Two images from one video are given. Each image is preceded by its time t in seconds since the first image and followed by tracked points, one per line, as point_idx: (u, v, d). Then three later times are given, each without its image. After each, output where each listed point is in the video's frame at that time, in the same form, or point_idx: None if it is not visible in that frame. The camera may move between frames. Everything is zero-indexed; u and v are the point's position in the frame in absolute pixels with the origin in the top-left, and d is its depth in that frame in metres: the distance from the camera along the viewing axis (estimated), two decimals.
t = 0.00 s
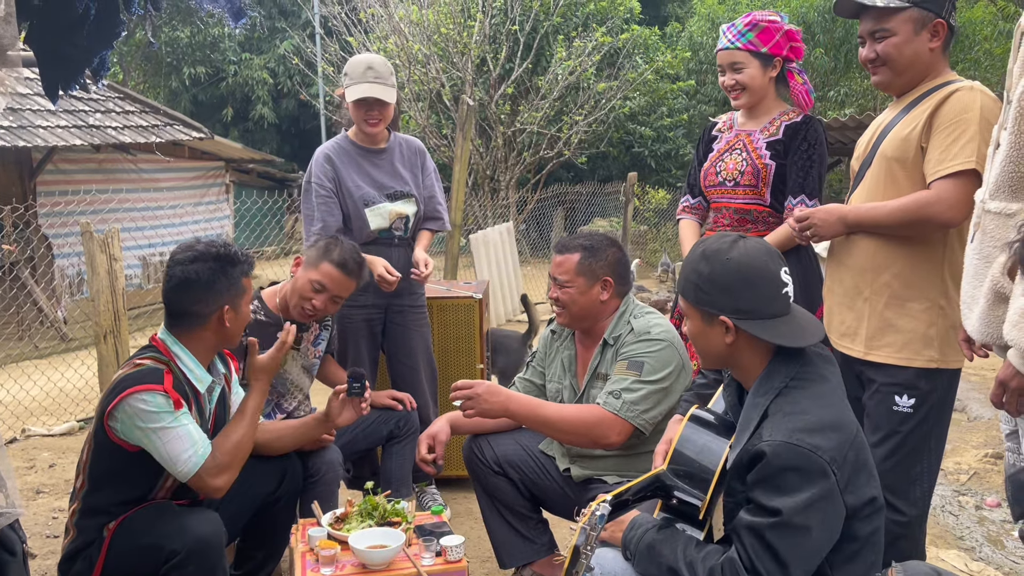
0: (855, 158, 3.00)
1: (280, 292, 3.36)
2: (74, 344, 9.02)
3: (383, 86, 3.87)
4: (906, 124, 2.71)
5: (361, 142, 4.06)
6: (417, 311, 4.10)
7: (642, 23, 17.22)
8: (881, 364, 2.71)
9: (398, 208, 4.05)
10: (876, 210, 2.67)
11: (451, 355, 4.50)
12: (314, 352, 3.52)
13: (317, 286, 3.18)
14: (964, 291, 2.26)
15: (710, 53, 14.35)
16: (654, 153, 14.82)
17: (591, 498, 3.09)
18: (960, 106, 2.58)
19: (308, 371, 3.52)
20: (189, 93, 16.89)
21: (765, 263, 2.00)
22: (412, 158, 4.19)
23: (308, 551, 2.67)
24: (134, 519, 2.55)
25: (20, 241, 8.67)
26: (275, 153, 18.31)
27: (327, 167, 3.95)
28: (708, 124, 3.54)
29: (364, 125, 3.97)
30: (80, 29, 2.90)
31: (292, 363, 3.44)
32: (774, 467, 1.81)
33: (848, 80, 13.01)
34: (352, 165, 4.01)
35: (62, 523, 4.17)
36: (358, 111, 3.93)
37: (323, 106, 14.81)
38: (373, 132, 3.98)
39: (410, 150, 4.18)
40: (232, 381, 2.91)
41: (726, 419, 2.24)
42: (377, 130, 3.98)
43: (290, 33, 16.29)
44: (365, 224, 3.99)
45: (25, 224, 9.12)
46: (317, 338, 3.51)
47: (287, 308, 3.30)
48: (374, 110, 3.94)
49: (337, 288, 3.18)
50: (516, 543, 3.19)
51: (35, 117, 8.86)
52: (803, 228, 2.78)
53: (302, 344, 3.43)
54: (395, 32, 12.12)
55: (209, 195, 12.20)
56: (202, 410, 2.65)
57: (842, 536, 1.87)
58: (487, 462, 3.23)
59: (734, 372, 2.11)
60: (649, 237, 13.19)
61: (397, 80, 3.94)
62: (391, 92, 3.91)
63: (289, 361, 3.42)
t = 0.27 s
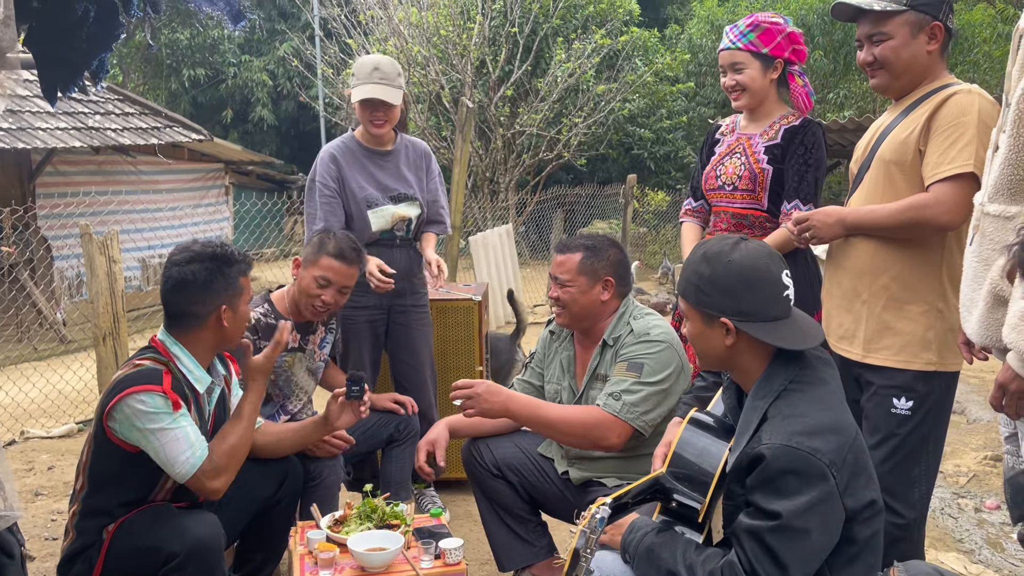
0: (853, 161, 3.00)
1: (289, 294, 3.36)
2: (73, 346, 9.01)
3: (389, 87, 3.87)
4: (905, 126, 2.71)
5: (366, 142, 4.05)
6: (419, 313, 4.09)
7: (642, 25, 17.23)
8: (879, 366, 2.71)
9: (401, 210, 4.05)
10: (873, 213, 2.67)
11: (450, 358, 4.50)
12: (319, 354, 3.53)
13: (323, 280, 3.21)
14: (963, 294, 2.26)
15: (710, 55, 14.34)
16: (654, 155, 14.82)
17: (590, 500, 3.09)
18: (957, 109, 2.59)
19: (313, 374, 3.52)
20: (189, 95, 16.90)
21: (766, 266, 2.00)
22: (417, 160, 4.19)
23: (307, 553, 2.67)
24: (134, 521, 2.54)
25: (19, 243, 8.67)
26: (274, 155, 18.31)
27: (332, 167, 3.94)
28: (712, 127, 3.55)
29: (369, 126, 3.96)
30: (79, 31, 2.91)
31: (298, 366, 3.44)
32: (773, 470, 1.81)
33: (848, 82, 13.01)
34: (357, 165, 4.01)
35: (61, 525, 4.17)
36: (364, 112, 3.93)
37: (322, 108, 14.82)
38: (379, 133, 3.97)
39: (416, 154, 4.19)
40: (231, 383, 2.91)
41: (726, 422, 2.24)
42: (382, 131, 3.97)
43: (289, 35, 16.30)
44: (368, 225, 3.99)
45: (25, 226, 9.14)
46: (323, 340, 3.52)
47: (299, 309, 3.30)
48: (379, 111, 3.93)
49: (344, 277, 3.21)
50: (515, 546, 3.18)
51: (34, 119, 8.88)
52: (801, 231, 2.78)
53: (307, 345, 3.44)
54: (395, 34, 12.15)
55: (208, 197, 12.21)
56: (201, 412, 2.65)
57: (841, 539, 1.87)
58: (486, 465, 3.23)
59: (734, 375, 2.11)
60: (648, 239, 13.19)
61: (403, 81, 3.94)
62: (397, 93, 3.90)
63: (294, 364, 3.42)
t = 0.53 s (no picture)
0: (853, 164, 3.00)
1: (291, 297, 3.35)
2: (72, 349, 9.00)
3: (402, 91, 3.89)
4: (905, 129, 2.71)
5: (379, 145, 4.05)
6: (424, 314, 4.09)
7: (642, 27, 17.24)
8: (879, 369, 2.71)
9: (408, 214, 4.05)
10: (873, 216, 2.67)
11: (450, 360, 4.50)
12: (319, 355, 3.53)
13: (322, 272, 3.24)
14: (962, 297, 2.26)
15: (709, 57, 14.33)
16: (654, 157, 14.83)
17: (591, 503, 3.08)
18: (957, 112, 2.59)
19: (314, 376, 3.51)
20: (188, 97, 16.90)
21: (767, 269, 2.00)
22: (427, 163, 4.18)
23: (305, 556, 2.66)
24: (132, 525, 2.54)
25: (18, 245, 8.66)
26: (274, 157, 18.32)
27: (343, 167, 3.95)
28: (715, 129, 3.55)
29: (381, 128, 3.96)
30: (78, 34, 2.93)
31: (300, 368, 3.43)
32: (773, 474, 1.81)
33: (847, 84, 13.02)
34: (368, 166, 4.01)
35: (60, 529, 4.16)
36: (375, 115, 3.93)
37: (322, 110, 14.82)
38: (390, 135, 3.96)
39: (426, 156, 4.18)
40: (232, 386, 2.90)
41: (726, 425, 2.24)
42: (393, 134, 3.96)
43: (289, 37, 16.30)
44: (374, 227, 4.00)
45: (24, 228, 9.14)
46: (322, 342, 3.53)
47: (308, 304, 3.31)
48: (390, 114, 3.91)
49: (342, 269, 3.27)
50: (514, 549, 3.17)
51: (34, 121, 8.88)
52: (801, 234, 2.78)
53: (308, 347, 3.44)
54: (394, 36, 12.17)
55: (207, 199, 12.22)
56: (201, 416, 2.64)
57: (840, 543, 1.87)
58: (486, 468, 3.23)
59: (735, 378, 2.10)
60: (648, 241, 13.19)
61: (416, 85, 3.95)
62: (409, 98, 3.91)
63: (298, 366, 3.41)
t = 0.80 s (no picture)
0: (853, 165, 3.00)
1: (289, 298, 3.35)
2: (72, 351, 8.98)
3: (411, 92, 3.89)
4: (905, 131, 2.72)
5: (391, 145, 4.06)
6: (429, 315, 4.08)
7: (641, 29, 17.26)
8: (880, 371, 2.71)
9: (411, 214, 4.06)
10: (873, 218, 2.67)
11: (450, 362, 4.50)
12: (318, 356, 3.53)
13: (318, 268, 3.27)
14: (961, 298, 2.26)
15: (709, 60, 14.34)
16: (653, 159, 14.84)
17: (591, 505, 3.07)
18: (957, 114, 2.59)
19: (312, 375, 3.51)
20: (188, 100, 16.92)
21: (766, 272, 2.01)
22: (439, 165, 4.17)
23: (305, 559, 2.66)
24: (132, 527, 2.54)
25: (18, 248, 8.66)
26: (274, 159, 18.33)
27: (351, 163, 3.99)
28: (716, 131, 3.55)
29: (392, 128, 3.97)
30: (78, 37, 2.94)
31: (299, 367, 3.44)
32: (777, 480, 1.81)
33: (846, 86, 13.02)
34: (377, 164, 4.03)
35: (59, 531, 4.16)
36: (386, 114, 3.94)
37: (322, 113, 14.83)
38: (400, 136, 3.97)
39: (439, 158, 4.17)
40: (234, 389, 2.90)
41: (726, 428, 2.24)
42: (403, 135, 3.97)
43: (289, 40, 16.32)
44: (376, 224, 4.03)
45: (24, 231, 9.14)
46: (318, 343, 3.53)
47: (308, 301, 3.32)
48: (399, 115, 3.92)
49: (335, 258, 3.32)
50: (515, 551, 3.17)
51: (33, 124, 8.88)
52: (801, 236, 2.78)
53: (305, 346, 3.45)
54: (394, 39, 12.23)
55: (207, 201, 12.22)
56: (205, 418, 2.64)
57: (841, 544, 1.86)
58: (486, 470, 3.23)
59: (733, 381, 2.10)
60: (648, 243, 13.20)
61: (428, 86, 3.95)
62: (420, 99, 3.92)
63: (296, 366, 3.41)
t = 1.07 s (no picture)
0: (852, 168, 3.01)
1: (283, 298, 3.35)
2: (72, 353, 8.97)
3: (414, 91, 3.93)
4: (905, 133, 2.72)
5: (399, 146, 4.11)
6: (429, 317, 4.07)
7: (641, 31, 17.27)
8: (880, 372, 2.71)
9: (412, 212, 4.06)
10: (873, 220, 2.68)
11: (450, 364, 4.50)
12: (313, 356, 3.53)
13: (323, 268, 3.28)
14: (959, 300, 2.26)
15: (708, 62, 14.34)
16: (653, 162, 14.85)
17: (590, 506, 3.07)
18: (958, 116, 2.60)
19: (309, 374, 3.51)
20: (189, 103, 16.93)
21: (767, 272, 2.01)
22: (445, 166, 4.15)
23: (304, 561, 2.66)
24: (132, 528, 2.54)
25: (18, 250, 8.66)
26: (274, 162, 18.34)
27: (356, 161, 4.07)
28: (715, 132, 3.56)
29: (397, 127, 4.01)
30: (77, 39, 2.95)
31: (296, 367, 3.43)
32: (779, 481, 1.80)
33: (846, 88, 13.02)
34: (381, 163, 4.08)
35: (59, 533, 4.16)
36: (389, 113, 3.99)
37: (322, 115, 14.84)
38: (406, 135, 4.00)
39: (445, 159, 4.16)
40: (232, 390, 2.90)
41: (726, 429, 2.24)
42: (406, 133, 4.00)
43: (289, 43, 16.33)
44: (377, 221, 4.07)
45: (24, 233, 9.15)
46: (313, 342, 3.53)
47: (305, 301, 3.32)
48: (400, 113, 3.95)
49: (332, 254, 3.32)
50: (514, 553, 3.17)
51: (34, 127, 8.89)
52: (801, 238, 2.79)
53: (301, 346, 3.45)
54: (395, 41, 12.28)
55: (208, 204, 12.24)
56: (201, 417, 2.64)
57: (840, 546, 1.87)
58: (485, 472, 3.23)
59: (734, 382, 2.10)
60: (648, 245, 13.20)
61: (432, 87, 3.98)
62: (423, 98, 3.95)
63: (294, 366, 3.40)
